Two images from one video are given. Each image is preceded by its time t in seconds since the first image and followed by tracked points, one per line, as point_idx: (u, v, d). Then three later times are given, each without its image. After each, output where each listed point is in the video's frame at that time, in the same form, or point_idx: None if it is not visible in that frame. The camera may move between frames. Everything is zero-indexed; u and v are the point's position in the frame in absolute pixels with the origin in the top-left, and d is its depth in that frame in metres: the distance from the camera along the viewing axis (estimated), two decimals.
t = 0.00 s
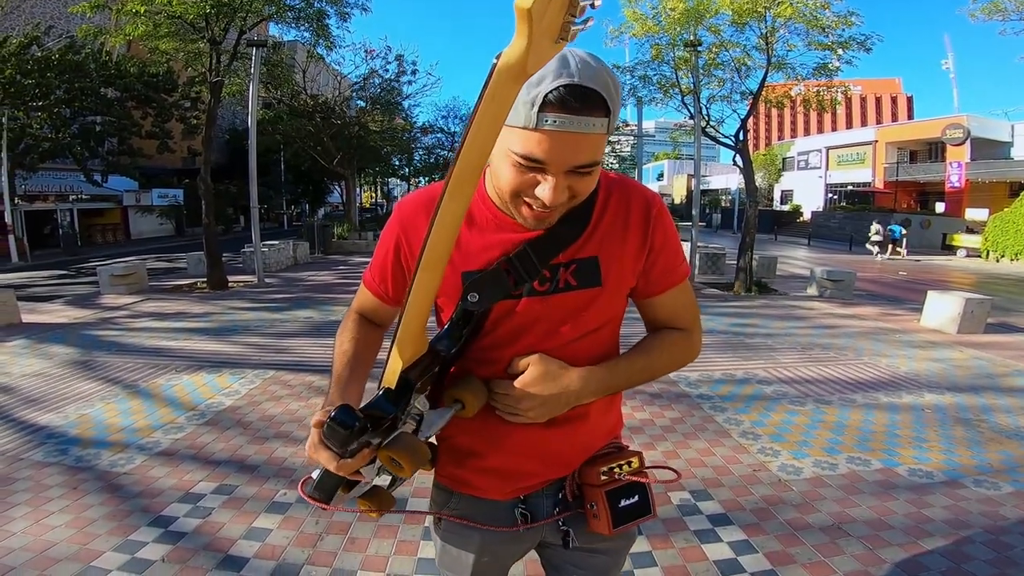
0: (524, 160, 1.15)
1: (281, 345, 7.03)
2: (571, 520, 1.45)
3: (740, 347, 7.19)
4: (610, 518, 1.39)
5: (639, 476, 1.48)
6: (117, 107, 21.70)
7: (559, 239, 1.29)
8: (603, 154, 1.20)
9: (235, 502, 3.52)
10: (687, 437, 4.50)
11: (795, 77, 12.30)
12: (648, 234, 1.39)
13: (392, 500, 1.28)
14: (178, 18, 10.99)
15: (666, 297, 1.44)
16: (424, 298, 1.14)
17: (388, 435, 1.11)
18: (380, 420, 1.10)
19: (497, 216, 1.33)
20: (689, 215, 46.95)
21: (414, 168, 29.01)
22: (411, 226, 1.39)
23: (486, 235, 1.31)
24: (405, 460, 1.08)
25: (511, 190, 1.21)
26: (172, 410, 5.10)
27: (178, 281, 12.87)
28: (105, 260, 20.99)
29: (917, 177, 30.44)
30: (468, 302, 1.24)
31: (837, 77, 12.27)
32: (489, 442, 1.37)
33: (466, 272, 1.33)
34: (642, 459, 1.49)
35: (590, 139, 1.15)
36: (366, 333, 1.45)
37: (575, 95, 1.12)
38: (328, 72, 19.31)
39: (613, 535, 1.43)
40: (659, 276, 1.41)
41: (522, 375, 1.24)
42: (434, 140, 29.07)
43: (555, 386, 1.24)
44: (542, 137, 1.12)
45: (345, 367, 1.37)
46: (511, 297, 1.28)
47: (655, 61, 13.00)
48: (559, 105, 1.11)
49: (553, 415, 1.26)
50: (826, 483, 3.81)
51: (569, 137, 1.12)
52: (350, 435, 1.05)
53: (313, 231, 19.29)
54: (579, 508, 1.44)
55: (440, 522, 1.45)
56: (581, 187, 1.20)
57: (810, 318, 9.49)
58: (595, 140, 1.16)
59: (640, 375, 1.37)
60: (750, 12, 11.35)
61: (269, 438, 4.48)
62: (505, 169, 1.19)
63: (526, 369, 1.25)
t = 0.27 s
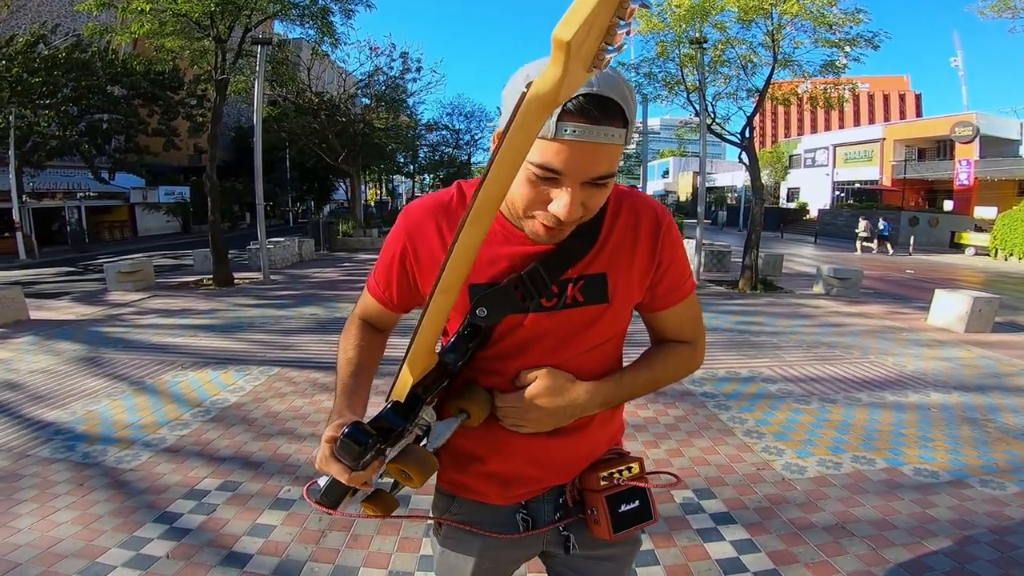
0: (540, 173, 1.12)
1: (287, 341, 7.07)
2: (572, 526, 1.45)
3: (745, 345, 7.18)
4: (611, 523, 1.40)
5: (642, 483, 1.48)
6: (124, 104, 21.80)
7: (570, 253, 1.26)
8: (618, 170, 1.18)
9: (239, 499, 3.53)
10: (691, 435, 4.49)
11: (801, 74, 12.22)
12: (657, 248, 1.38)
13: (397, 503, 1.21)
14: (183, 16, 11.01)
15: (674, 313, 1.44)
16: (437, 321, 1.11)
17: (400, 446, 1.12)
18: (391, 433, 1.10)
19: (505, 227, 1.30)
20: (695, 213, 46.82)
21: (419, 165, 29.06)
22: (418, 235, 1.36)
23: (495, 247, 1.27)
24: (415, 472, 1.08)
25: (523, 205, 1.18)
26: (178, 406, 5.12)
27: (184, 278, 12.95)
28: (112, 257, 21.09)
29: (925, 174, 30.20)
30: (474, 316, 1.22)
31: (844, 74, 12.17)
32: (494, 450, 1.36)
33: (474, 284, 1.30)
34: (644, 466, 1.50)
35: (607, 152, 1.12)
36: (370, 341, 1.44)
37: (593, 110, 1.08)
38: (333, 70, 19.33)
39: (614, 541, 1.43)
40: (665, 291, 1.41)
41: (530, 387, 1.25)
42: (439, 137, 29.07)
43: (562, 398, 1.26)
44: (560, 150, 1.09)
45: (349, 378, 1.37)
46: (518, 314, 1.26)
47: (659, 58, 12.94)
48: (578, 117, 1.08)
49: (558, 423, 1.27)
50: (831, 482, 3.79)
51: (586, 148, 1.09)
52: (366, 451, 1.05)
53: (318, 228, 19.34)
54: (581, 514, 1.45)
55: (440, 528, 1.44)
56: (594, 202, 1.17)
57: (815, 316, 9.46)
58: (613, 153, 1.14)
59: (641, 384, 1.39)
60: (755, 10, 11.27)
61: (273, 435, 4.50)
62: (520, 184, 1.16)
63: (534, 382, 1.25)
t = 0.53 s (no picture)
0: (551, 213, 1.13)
1: (290, 339, 7.10)
2: (570, 533, 1.46)
3: (747, 344, 7.19)
4: (607, 528, 1.42)
5: (635, 490, 1.49)
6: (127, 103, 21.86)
7: (576, 288, 1.25)
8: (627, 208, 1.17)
9: (242, 496, 3.55)
10: (691, 433, 4.50)
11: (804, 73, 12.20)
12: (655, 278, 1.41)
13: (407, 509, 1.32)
14: (186, 16, 11.04)
15: (660, 340, 1.50)
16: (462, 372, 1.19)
17: (419, 471, 1.27)
18: (407, 463, 1.25)
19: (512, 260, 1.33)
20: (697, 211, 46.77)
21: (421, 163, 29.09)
22: (425, 261, 1.37)
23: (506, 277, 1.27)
24: (435, 494, 1.24)
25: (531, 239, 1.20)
26: (182, 404, 5.15)
27: (188, 276, 13.00)
28: (116, 255, 21.16)
29: (928, 173, 30.10)
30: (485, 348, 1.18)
31: (847, 73, 12.15)
32: (496, 465, 1.37)
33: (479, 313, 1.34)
34: (638, 475, 1.51)
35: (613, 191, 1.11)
36: (377, 361, 1.46)
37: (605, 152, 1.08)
38: (336, 68, 19.35)
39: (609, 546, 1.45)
40: (655, 321, 1.46)
41: (532, 411, 1.26)
42: (442, 136, 29.09)
43: (564, 420, 1.29)
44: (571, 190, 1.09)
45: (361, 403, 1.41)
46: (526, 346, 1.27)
47: (662, 57, 12.94)
48: (590, 159, 1.08)
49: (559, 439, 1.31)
50: (831, 481, 3.80)
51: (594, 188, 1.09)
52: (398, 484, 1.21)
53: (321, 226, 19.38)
54: (578, 521, 1.46)
55: (441, 535, 1.46)
56: (600, 241, 1.15)
57: (818, 315, 9.46)
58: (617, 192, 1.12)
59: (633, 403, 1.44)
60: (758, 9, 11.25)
61: (276, 432, 4.52)
62: (531, 217, 1.18)
63: (537, 406, 1.26)
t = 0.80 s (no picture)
0: (556, 145, 1.16)
1: (291, 339, 7.13)
2: (568, 494, 1.51)
3: (748, 343, 7.21)
4: (602, 489, 1.45)
5: (630, 450, 1.53)
6: (128, 103, 21.87)
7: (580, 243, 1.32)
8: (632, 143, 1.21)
9: (245, 495, 3.57)
10: (691, 432, 4.52)
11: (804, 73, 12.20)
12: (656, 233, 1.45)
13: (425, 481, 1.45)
14: (187, 16, 11.05)
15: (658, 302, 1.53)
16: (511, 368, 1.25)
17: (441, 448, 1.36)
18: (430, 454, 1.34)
19: (517, 215, 1.36)
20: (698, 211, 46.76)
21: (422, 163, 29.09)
22: (430, 216, 1.38)
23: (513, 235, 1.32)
24: (457, 471, 1.33)
25: (539, 178, 1.22)
26: (184, 403, 5.17)
27: (189, 276, 13.03)
28: (117, 255, 21.18)
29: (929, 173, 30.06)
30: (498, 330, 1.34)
31: (848, 73, 12.14)
32: (507, 428, 1.44)
33: (489, 273, 1.38)
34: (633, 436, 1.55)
35: (621, 123, 1.15)
36: (376, 327, 1.51)
37: (610, 84, 1.13)
38: (336, 68, 19.35)
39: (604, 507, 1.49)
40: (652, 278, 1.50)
41: (545, 383, 1.29)
42: (442, 135, 29.10)
43: (580, 383, 1.31)
44: (576, 122, 1.13)
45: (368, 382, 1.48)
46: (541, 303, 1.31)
47: (662, 57, 12.94)
48: (596, 89, 1.12)
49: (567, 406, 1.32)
50: (830, 480, 3.82)
51: (602, 120, 1.13)
52: (425, 477, 1.31)
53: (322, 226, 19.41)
54: (575, 481, 1.51)
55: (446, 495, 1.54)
56: (608, 175, 1.20)
57: (818, 314, 9.48)
58: (625, 127, 1.16)
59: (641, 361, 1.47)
60: (759, 8, 11.25)
61: (278, 432, 4.54)
62: (536, 155, 1.20)
63: (550, 380, 1.29)
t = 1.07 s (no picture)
0: (529, 149, 1.22)
1: (290, 342, 7.15)
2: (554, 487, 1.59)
3: (745, 346, 7.24)
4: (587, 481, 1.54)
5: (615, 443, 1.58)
6: (126, 105, 21.85)
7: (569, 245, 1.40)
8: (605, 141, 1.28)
9: (245, 498, 3.59)
10: (689, 435, 4.55)
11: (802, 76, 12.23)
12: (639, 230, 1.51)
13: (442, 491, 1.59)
14: (187, 18, 11.07)
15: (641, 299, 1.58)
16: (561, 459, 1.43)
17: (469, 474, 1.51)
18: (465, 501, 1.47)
19: (503, 217, 1.40)
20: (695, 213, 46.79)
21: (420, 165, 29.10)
22: (419, 224, 1.40)
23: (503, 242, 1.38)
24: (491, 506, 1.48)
25: (517, 181, 1.27)
26: (183, 406, 5.18)
27: (187, 278, 13.02)
28: (114, 256, 21.13)
29: (926, 175, 30.12)
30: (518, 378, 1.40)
31: (845, 75, 12.18)
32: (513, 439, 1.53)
33: (479, 276, 1.41)
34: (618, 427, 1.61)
35: (592, 126, 1.21)
36: (380, 349, 1.49)
37: (577, 87, 1.19)
38: (334, 70, 19.35)
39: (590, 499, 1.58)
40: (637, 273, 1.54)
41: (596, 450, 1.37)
42: (440, 137, 29.14)
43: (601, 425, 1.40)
44: (545, 126, 1.19)
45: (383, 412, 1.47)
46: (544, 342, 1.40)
47: (660, 60, 12.95)
48: (564, 96, 1.19)
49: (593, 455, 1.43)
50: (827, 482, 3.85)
51: (572, 123, 1.20)
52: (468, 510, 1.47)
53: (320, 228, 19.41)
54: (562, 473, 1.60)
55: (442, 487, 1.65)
56: (585, 176, 1.26)
57: (815, 317, 9.52)
58: (596, 129, 1.23)
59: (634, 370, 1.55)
60: (757, 11, 11.28)
61: (278, 435, 4.55)
62: (513, 160, 1.26)
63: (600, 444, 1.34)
